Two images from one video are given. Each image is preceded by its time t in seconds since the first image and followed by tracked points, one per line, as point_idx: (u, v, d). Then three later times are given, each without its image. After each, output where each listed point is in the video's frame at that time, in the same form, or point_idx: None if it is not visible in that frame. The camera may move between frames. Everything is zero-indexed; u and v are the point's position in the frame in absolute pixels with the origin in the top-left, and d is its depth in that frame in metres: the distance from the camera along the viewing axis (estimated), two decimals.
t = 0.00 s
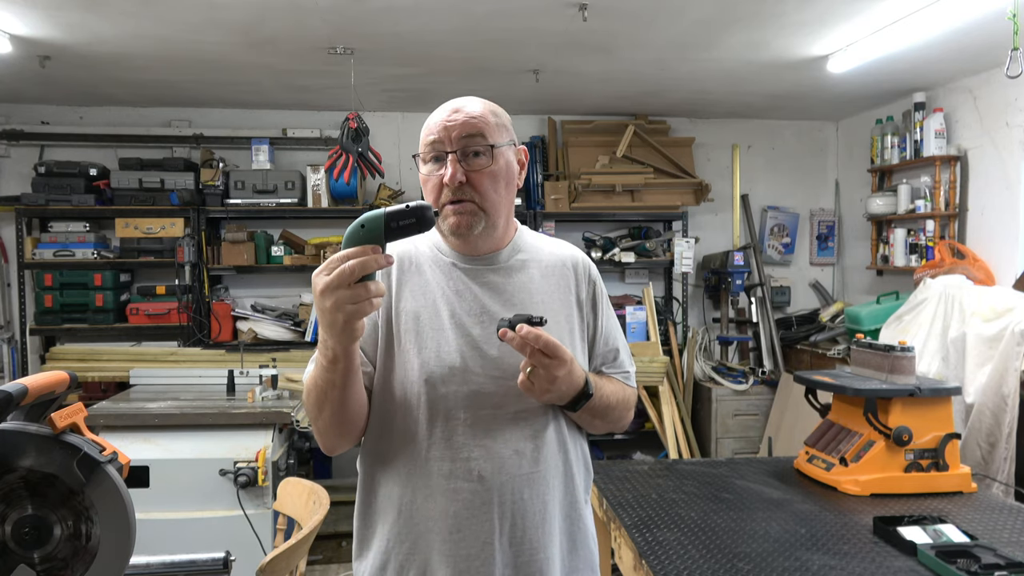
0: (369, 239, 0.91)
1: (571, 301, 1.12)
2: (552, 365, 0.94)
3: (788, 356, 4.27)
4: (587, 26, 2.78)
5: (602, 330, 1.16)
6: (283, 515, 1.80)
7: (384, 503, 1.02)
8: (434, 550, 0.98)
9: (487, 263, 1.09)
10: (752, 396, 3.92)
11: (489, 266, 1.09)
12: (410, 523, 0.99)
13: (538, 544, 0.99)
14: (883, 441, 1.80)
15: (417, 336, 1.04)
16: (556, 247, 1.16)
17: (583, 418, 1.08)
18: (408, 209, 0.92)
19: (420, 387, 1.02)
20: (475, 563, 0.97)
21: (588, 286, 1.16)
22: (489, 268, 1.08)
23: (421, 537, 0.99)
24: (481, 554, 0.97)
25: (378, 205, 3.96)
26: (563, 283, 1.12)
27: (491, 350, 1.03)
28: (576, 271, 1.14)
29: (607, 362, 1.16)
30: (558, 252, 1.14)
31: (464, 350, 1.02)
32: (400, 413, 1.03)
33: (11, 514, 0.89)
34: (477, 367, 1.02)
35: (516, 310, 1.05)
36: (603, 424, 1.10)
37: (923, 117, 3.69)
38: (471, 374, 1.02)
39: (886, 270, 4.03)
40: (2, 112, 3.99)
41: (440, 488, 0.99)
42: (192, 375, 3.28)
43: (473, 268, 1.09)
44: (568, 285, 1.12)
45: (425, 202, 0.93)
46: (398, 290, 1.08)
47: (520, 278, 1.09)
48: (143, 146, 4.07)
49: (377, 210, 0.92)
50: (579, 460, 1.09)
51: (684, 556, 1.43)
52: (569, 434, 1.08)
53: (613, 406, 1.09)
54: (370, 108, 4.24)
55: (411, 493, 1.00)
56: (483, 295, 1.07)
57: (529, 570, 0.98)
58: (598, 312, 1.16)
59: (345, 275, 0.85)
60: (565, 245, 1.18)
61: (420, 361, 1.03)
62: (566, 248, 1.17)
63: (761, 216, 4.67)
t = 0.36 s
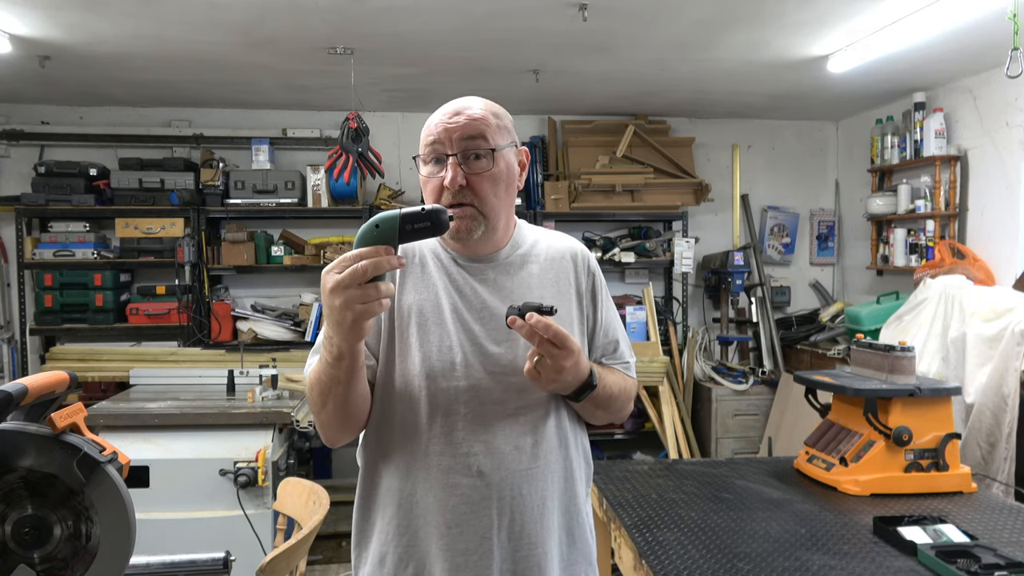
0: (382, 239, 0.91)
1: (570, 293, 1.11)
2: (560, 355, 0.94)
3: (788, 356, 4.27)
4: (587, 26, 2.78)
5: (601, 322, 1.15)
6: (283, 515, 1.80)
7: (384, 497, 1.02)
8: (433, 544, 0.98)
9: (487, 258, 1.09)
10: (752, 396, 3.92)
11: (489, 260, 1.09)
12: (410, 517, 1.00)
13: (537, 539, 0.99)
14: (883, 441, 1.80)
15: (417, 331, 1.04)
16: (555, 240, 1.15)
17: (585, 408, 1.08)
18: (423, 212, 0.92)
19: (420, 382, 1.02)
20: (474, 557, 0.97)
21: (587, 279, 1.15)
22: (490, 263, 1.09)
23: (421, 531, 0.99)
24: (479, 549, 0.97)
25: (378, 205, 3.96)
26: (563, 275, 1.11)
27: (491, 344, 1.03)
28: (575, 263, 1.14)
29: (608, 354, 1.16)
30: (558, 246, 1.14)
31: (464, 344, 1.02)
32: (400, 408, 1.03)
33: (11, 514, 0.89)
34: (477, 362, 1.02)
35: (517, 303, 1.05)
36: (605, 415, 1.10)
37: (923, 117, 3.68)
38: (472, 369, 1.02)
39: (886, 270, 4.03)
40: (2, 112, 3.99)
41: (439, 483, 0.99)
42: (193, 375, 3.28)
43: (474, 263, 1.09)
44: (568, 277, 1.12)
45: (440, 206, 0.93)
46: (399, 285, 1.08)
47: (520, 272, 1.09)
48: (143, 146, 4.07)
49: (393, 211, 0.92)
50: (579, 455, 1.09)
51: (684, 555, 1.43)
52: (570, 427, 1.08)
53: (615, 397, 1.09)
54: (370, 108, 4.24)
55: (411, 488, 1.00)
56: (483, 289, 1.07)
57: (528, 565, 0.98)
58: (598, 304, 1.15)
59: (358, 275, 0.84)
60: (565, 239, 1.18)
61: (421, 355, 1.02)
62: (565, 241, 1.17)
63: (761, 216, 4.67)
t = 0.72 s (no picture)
0: (376, 242, 0.91)
1: (571, 294, 1.11)
2: (560, 362, 0.94)
3: (788, 356, 4.27)
4: (586, 26, 2.78)
5: (602, 323, 1.15)
6: (283, 515, 1.80)
7: (384, 497, 1.02)
8: (432, 545, 0.98)
9: (488, 258, 1.09)
10: (752, 396, 3.92)
11: (490, 261, 1.09)
12: (409, 517, 1.00)
13: (537, 540, 0.99)
14: (883, 441, 1.80)
15: (417, 332, 1.04)
16: (556, 241, 1.15)
17: (585, 410, 1.08)
18: (417, 213, 0.92)
19: (419, 384, 1.02)
20: (473, 558, 0.97)
21: (588, 280, 1.15)
22: (490, 263, 1.09)
23: (420, 532, 0.99)
24: (478, 549, 0.97)
25: (378, 205, 3.96)
26: (564, 276, 1.11)
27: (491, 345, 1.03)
28: (575, 264, 1.14)
29: (609, 355, 1.16)
30: (559, 246, 1.14)
31: (463, 345, 1.02)
32: (399, 409, 1.03)
33: (11, 514, 0.89)
34: (476, 362, 1.02)
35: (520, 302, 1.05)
36: (604, 417, 1.10)
37: (923, 117, 3.68)
38: (471, 369, 1.01)
39: (886, 270, 4.03)
40: (2, 112, 3.99)
41: (439, 484, 0.99)
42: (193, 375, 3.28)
43: (474, 263, 1.09)
44: (568, 277, 1.12)
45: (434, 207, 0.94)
46: (402, 288, 1.08)
47: (519, 273, 1.09)
48: (143, 146, 4.07)
49: (387, 213, 0.92)
50: (579, 456, 1.09)
51: (684, 555, 1.43)
52: (570, 428, 1.08)
53: (615, 399, 1.09)
54: (370, 108, 4.24)
55: (410, 489, 1.00)
56: (482, 290, 1.07)
57: (528, 566, 0.97)
58: (599, 304, 1.15)
59: (356, 276, 0.85)
60: (566, 239, 1.17)
61: (420, 357, 1.02)
62: (566, 241, 1.16)
63: (761, 216, 4.67)
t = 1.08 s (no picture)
0: (378, 241, 0.92)
1: (570, 297, 1.11)
2: (557, 360, 0.94)
3: (788, 356, 4.27)
4: (587, 26, 2.78)
5: (601, 327, 1.15)
6: (283, 515, 1.80)
7: (383, 498, 1.02)
8: (430, 545, 0.98)
9: (487, 261, 1.09)
10: (752, 396, 3.92)
11: (489, 263, 1.09)
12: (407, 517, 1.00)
13: (535, 540, 0.99)
14: (883, 441, 1.80)
15: (415, 333, 1.04)
16: (556, 245, 1.15)
17: (583, 412, 1.08)
18: (420, 215, 0.92)
19: (417, 384, 1.01)
20: (472, 558, 0.97)
21: (587, 283, 1.15)
22: (489, 266, 1.08)
23: (418, 532, 0.99)
24: (477, 549, 0.97)
25: (378, 206, 3.96)
26: (563, 279, 1.11)
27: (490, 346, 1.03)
28: (574, 268, 1.14)
29: (608, 359, 1.16)
30: (558, 250, 1.14)
31: (462, 346, 1.02)
32: (397, 409, 1.03)
33: (11, 514, 0.89)
34: (474, 363, 1.01)
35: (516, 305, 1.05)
36: (603, 419, 1.10)
37: (923, 117, 3.69)
38: (470, 369, 1.01)
39: (886, 270, 4.03)
40: (2, 112, 3.98)
41: (437, 484, 0.99)
42: (192, 375, 3.28)
43: (473, 266, 1.08)
44: (567, 281, 1.12)
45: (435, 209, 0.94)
46: (400, 289, 1.09)
47: (518, 275, 1.09)
48: (143, 146, 4.07)
49: (391, 214, 0.93)
50: (577, 456, 1.09)
51: (684, 555, 1.43)
52: (568, 430, 1.07)
53: (613, 401, 1.09)
54: (370, 108, 4.23)
55: (408, 489, 1.00)
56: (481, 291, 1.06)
57: (526, 566, 0.98)
58: (598, 308, 1.15)
59: (354, 272, 0.84)
60: (565, 243, 1.18)
61: (418, 357, 1.02)
62: (565, 245, 1.17)
63: (761, 216, 4.67)
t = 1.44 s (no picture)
0: (389, 254, 0.89)
1: (567, 297, 1.11)
2: (553, 359, 0.94)
3: (788, 356, 4.28)
4: (586, 26, 2.78)
5: (598, 327, 1.15)
6: (283, 515, 1.80)
7: (385, 496, 1.02)
8: (433, 542, 0.98)
9: (484, 262, 1.09)
10: (752, 396, 3.92)
11: (486, 264, 1.09)
12: (410, 514, 1.00)
13: (537, 535, 0.99)
14: (883, 441, 1.80)
15: (414, 333, 1.04)
16: (552, 246, 1.16)
17: (581, 411, 1.08)
18: (427, 225, 0.90)
19: (417, 382, 1.01)
20: (474, 553, 0.97)
21: (584, 285, 1.15)
22: (487, 267, 1.08)
23: (421, 529, 0.99)
24: (479, 544, 0.97)
25: (378, 206, 3.95)
26: (560, 280, 1.12)
27: (489, 345, 1.02)
28: (571, 270, 1.14)
29: (604, 359, 1.16)
30: (555, 252, 1.14)
31: (461, 345, 1.02)
32: (398, 408, 1.03)
33: (11, 514, 0.89)
34: (474, 361, 1.01)
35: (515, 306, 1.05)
36: (600, 418, 1.10)
37: (923, 117, 3.69)
38: (469, 367, 1.01)
39: (886, 270, 4.03)
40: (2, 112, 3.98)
41: (438, 481, 0.99)
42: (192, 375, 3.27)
43: (471, 266, 1.08)
44: (564, 281, 1.12)
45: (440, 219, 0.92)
46: (399, 289, 1.08)
47: (516, 275, 1.09)
48: (143, 146, 4.07)
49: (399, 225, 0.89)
50: (577, 452, 1.09)
51: (684, 555, 1.43)
52: (566, 428, 1.07)
53: (611, 400, 1.09)
54: (370, 108, 4.23)
55: (410, 486, 1.00)
56: (480, 291, 1.06)
57: (528, 561, 0.98)
58: (594, 309, 1.15)
59: (375, 283, 0.86)
60: (562, 246, 1.18)
61: (418, 357, 1.02)
62: (562, 247, 1.17)
63: (761, 216, 4.67)
